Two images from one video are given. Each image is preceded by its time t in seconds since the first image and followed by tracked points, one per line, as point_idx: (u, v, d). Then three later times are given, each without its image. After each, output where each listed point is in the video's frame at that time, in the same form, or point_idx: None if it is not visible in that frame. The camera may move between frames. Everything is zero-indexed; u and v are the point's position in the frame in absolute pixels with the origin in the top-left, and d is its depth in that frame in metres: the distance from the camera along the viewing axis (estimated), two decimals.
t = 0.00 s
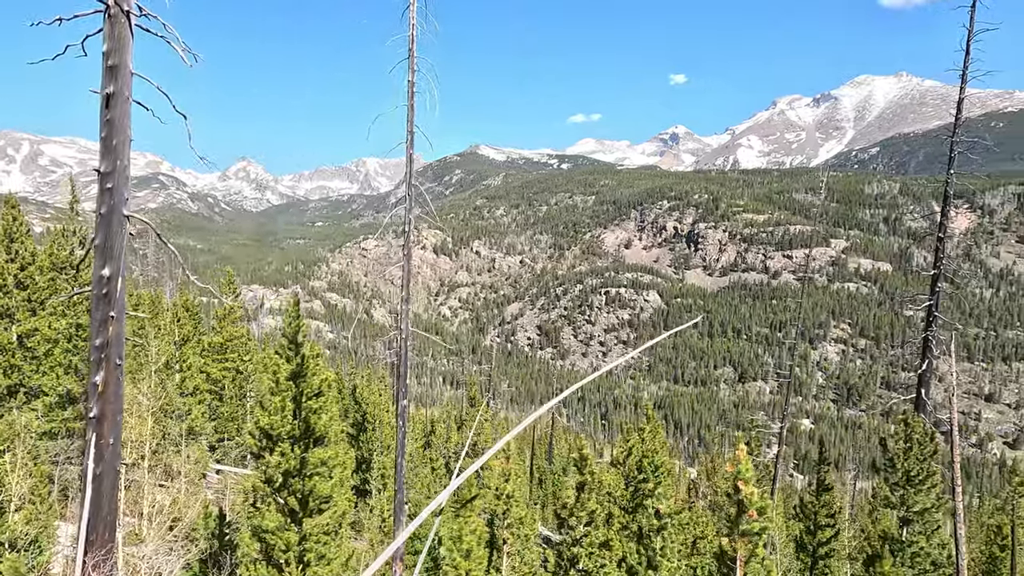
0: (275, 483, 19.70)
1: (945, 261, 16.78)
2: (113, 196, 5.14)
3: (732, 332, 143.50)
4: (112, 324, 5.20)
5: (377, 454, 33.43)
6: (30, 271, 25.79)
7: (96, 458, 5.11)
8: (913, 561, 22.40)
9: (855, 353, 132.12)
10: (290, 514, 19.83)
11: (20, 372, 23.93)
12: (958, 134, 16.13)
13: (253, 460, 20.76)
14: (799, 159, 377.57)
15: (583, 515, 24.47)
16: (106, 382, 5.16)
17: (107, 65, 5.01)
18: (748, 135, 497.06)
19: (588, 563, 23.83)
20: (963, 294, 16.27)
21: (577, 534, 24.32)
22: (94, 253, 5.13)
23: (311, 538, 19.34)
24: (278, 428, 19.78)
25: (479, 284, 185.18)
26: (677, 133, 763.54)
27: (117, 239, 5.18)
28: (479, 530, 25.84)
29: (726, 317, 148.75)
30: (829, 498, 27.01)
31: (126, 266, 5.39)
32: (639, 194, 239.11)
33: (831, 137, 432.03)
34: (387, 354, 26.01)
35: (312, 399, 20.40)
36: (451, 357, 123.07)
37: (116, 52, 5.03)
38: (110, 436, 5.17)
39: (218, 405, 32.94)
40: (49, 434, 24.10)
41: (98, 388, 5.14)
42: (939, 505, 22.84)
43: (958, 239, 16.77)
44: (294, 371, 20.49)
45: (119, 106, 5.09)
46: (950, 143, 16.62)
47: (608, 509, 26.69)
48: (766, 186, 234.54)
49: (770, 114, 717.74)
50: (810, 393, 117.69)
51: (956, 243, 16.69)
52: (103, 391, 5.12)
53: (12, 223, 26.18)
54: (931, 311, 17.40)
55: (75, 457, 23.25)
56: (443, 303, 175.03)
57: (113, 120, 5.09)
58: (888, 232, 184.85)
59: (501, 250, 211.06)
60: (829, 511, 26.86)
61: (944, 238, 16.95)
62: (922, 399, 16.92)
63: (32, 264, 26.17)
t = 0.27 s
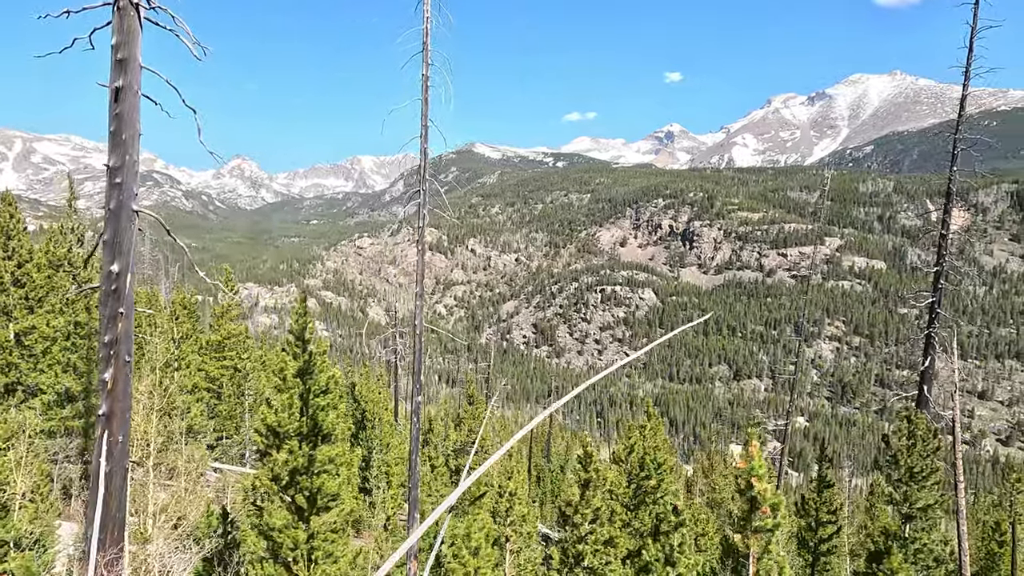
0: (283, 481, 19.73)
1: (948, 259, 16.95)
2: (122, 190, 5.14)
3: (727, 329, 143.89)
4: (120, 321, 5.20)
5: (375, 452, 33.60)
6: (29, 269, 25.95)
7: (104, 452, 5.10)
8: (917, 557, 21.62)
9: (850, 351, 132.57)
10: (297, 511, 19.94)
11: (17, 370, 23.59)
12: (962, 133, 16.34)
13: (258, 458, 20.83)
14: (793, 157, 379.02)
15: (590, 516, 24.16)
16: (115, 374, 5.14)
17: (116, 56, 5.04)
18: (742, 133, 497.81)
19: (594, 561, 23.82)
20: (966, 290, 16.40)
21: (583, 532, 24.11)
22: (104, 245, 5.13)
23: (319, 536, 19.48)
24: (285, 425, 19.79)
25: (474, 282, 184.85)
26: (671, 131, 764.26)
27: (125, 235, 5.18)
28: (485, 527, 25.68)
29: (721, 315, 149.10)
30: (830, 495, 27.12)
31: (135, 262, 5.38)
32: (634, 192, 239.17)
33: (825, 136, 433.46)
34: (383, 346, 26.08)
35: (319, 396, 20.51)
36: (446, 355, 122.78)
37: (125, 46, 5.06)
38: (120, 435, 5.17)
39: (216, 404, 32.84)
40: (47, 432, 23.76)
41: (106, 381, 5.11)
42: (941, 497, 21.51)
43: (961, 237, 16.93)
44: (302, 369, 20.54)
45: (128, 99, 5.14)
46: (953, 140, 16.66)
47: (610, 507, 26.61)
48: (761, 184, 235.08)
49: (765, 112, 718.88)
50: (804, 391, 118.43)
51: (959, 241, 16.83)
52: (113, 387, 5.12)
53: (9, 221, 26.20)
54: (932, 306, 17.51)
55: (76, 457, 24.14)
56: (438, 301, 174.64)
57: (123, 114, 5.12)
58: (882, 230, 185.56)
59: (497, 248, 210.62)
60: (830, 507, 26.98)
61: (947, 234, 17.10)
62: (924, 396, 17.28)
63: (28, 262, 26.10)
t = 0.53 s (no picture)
0: (290, 480, 19.87)
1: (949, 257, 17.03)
2: (129, 186, 4.95)
3: (721, 328, 144.39)
4: (128, 319, 5.03)
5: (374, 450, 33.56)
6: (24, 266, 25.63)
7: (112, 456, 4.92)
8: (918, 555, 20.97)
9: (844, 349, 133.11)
10: (304, 511, 19.93)
11: (14, 369, 23.29)
12: (961, 133, 16.44)
13: (266, 459, 21.05)
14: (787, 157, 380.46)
15: (593, 512, 24.22)
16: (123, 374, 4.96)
17: (124, 52, 4.87)
18: (737, 132, 498.94)
19: (598, 560, 23.94)
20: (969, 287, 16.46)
21: (587, 531, 24.22)
22: (111, 242, 4.94)
23: (325, 536, 19.32)
24: (292, 424, 20.10)
25: (469, 281, 184.67)
26: (665, 130, 765.00)
27: (134, 231, 4.99)
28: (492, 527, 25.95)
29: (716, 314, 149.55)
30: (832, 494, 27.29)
31: (143, 258, 5.18)
32: (629, 191, 239.48)
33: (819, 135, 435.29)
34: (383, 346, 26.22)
35: (326, 395, 20.78)
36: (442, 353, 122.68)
37: (133, 41, 4.89)
38: (126, 433, 4.96)
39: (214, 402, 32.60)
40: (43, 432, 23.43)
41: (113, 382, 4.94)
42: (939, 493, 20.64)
43: (962, 235, 17.01)
44: (309, 367, 20.78)
45: (136, 96, 4.95)
46: (955, 139, 16.63)
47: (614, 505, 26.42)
48: (755, 184, 235.78)
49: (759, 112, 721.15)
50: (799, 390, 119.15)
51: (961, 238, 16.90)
52: (121, 386, 4.94)
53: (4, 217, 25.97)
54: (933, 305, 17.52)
55: (73, 457, 24.08)
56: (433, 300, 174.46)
57: (131, 110, 4.93)
58: (876, 229, 186.47)
59: (492, 247, 210.44)
60: (833, 506, 27.14)
61: (948, 233, 17.15)
62: (925, 394, 17.32)
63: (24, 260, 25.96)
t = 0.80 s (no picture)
0: (295, 481, 20.08)
1: (953, 254, 17.13)
2: (136, 178, 4.76)
3: (716, 326, 145.02)
4: (135, 316, 4.81)
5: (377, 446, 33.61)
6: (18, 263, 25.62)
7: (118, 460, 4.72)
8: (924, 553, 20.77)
9: (838, 347, 133.75)
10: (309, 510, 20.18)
11: (10, 367, 23.19)
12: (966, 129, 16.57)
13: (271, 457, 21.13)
14: (781, 156, 381.82)
15: (598, 509, 24.34)
16: (130, 373, 4.76)
17: (132, 43, 4.66)
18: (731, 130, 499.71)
19: (602, 558, 24.01)
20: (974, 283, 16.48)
21: (591, 530, 24.24)
22: (119, 235, 4.74)
23: (332, 535, 19.66)
24: (298, 422, 20.22)
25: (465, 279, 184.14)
26: (661, 128, 766.08)
27: (140, 226, 4.78)
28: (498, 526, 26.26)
29: (711, 312, 150.11)
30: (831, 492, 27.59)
31: (151, 253, 4.98)
32: (624, 189, 239.95)
33: (813, 134, 436.96)
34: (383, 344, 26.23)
35: (332, 393, 20.81)
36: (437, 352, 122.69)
37: (140, 31, 4.68)
38: (133, 432, 4.74)
39: (211, 401, 32.53)
40: (41, 431, 23.22)
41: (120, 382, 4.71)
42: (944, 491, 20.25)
43: (967, 229, 17.08)
44: (315, 366, 20.72)
45: (144, 88, 4.73)
46: (957, 136, 17.06)
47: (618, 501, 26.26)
48: (750, 182, 236.40)
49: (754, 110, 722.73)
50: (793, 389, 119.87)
51: (965, 234, 16.98)
52: (127, 386, 4.73)
53: None
54: (936, 304, 17.63)
55: (69, 458, 23.93)
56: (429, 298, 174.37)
57: (138, 104, 4.72)
58: (870, 228, 187.25)
59: (487, 245, 210.19)
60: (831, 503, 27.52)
61: (951, 230, 17.37)
62: (929, 390, 17.21)
63: (20, 257, 25.84)
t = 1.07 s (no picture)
0: (300, 480, 20.11)
1: (956, 253, 17.22)
2: (145, 175, 4.72)
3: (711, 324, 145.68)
4: (143, 314, 4.77)
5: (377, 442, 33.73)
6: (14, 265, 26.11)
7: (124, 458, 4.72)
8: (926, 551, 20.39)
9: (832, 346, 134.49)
10: (315, 510, 20.28)
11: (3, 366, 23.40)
12: (970, 129, 16.66)
13: (277, 457, 21.24)
14: (776, 154, 383.07)
15: (603, 507, 24.40)
16: (137, 371, 4.74)
17: (139, 36, 4.61)
18: (727, 129, 501.27)
19: (607, 557, 23.97)
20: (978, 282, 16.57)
21: (596, 528, 24.33)
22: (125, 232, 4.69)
23: (338, 536, 19.73)
24: (304, 422, 20.35)
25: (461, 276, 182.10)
26: (656, 127, 766.15)
27: (147, 225, 4.74)
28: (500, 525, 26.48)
29: (706, 310, 150.55)
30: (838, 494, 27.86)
31: (157, 252, 4.96)
32: (620, 188, 240.07)
33: (808, 133, 437.74)
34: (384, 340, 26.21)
35: (338, 392, 20.74)
36: (433, 349, 122.73)
37: (148, 25, 4.63)
38: (140, 432, 4.76)
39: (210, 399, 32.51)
40: (40, 428, 22.99)
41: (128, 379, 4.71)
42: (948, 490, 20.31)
43: (970, 227, 17.18)
44: (322, 364, 20.73)
45: (152, 84, 4.68)
46: (961, 135, 17.04)
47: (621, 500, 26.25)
48: (745, 181, 236.86)
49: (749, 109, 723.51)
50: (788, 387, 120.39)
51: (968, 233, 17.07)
52: (135, 385, 4.71)
53: None
54: (939, 303, 17.76)
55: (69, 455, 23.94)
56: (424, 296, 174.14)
57: (146, 100, 4.68)
58: (864, 226, 187.77)
59: (483, 243, 210.12)
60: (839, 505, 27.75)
61: (954, 228, 17.45)
62: (929, 389, 17.39)
63: (18, 257, 26.25)
